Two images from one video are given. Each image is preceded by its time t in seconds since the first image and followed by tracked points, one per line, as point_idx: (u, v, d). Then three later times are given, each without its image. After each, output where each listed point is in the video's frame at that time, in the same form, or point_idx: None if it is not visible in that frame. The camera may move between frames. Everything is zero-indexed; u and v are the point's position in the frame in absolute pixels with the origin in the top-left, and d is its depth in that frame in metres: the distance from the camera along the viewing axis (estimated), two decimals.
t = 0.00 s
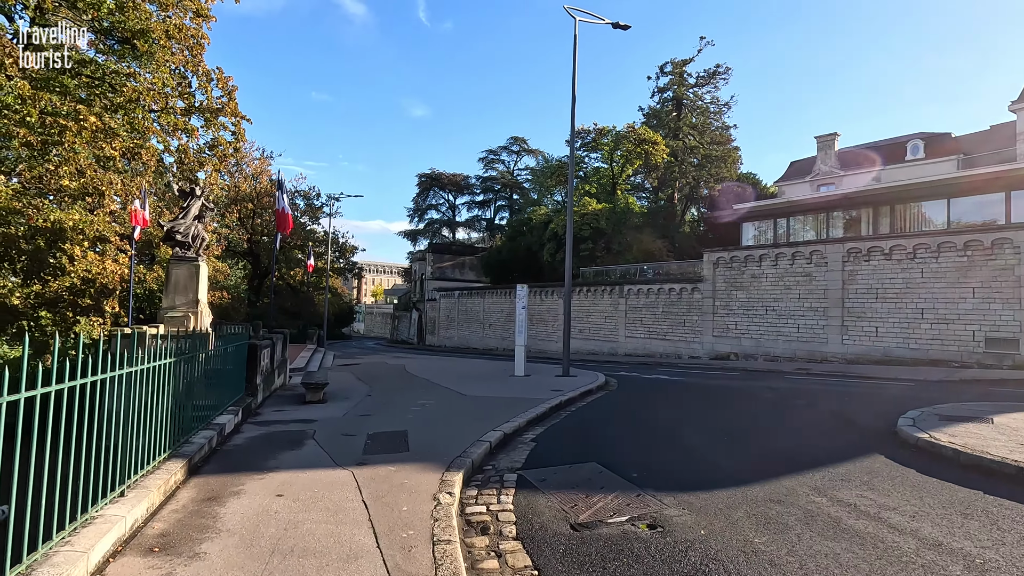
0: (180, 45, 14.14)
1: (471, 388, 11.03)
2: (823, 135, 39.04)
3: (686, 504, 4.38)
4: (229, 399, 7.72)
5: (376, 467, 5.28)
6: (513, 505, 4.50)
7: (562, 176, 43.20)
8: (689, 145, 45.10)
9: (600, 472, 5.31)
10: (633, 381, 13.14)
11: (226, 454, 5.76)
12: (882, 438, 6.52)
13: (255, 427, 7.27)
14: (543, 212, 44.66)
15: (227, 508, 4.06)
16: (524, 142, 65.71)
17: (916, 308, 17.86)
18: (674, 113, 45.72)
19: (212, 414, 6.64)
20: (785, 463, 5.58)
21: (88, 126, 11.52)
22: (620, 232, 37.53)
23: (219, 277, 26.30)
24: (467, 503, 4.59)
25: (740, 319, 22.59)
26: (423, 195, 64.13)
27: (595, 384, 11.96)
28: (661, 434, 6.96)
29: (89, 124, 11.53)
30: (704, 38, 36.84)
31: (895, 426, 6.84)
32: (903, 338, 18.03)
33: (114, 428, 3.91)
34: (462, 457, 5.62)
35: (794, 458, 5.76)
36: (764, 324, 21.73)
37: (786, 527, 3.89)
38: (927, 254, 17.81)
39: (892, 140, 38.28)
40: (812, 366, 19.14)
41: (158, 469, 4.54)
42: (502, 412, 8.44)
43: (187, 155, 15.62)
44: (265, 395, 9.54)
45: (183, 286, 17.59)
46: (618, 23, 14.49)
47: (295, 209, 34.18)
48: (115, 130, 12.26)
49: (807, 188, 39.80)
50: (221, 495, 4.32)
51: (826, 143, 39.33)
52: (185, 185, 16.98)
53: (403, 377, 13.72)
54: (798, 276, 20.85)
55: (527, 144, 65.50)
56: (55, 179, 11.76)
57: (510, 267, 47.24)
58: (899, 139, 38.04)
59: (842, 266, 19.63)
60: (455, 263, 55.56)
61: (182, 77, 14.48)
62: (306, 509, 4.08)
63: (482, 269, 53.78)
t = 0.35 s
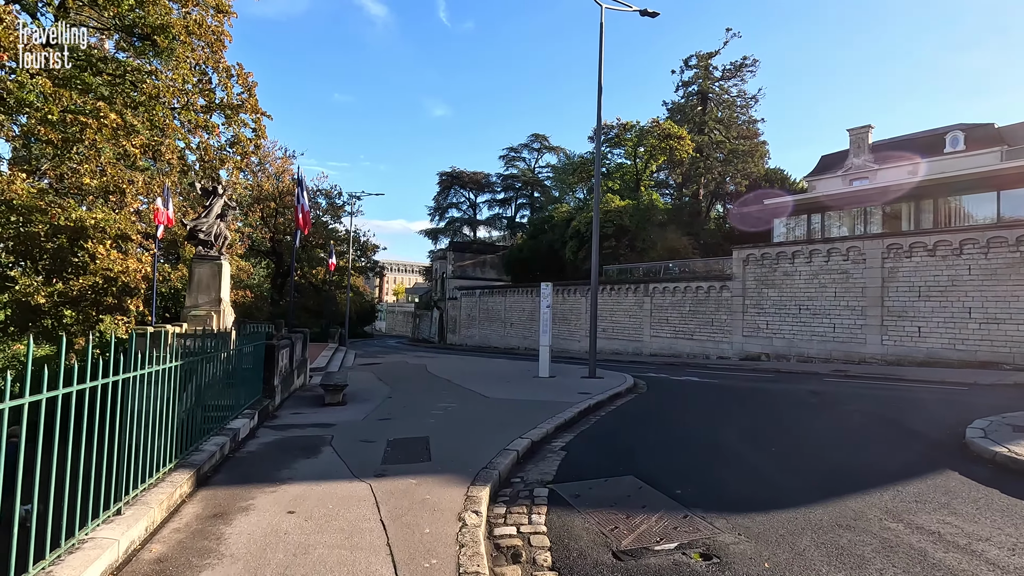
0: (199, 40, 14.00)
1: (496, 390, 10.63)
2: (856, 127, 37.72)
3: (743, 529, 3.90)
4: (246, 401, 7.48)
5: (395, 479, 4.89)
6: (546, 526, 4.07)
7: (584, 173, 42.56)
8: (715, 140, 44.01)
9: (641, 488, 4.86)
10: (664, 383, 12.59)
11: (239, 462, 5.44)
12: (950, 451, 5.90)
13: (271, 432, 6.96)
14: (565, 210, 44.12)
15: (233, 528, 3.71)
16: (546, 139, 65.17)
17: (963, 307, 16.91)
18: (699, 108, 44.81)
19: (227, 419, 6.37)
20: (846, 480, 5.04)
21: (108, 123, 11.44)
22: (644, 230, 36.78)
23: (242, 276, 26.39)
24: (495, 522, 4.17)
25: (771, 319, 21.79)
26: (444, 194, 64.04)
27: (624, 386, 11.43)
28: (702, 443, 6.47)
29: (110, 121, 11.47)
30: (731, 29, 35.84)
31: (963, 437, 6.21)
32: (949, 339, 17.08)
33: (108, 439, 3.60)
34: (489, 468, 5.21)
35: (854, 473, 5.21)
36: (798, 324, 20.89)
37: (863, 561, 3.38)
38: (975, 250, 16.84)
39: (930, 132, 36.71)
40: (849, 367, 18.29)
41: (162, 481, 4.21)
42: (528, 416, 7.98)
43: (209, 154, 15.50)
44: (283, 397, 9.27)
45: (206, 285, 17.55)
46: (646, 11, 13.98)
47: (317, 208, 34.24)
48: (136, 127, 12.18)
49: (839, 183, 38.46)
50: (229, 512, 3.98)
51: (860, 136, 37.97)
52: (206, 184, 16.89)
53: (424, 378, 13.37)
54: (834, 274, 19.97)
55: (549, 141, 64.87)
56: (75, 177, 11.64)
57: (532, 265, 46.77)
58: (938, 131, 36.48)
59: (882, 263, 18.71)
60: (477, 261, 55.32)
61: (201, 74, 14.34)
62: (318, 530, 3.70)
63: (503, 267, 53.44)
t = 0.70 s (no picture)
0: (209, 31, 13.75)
1: (513, 390, 10.15)
2: (883, 120, 36.60)
3: (805, 555, 3.39)
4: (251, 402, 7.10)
5: (406, 490, 4.45)
6: (575, 547, 3.60)
7: (601, 169, 41.91)
8: (735, 134, 43.04)
9: (679, 502, 4.37)
10: (689, 384, 12.04)
11: (239, 468, 5.06)
12: (1021, 463, 5.31)
13: (277, 434, 6.59)
14: (581, 207, 43.51)
15: (221, 549, 3.30)
16: (562, 135, 64.54)
17: (1004, 304, 16.05)
18: (719, 101, 43.89)
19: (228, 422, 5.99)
20: (910, 495, 4.51)
21: (116, 116, 11.19)
22: (663, 226, 36.06)
23: (257, 274, 26.29)
24: (517, 542, 3.71)
25: (797, 317, 21.02)
26: (459, 191, 63.74)
27: (647, 387, 10.90)
28: (740, 452, 5.98)
29: (120, 113, 11.24)
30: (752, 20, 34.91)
31: None
32: (989, 338, 16.22)
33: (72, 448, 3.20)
34: (509, 478, 4.76)
35: (918, 487, 4.67)
36: (825, 322, 20.12)
37: None
38: (1017, 244, 15.97)
39: (962, 124, 35.31)
40: (881, 368, 17.50)
41: (147, 493, 3.80)
42: (548, 419, 7.51)
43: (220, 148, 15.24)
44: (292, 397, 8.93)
45: (219, 283, 17.34)
46: None
47: (332, 205, 34.11)
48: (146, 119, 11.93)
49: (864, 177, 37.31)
50: (219, 529, 3.57)
51: (887, 129, 36.79)
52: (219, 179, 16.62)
53: (439, 377, 12.96)
54: (864, 270, 19.17)
55: (564, 137, 64.23)
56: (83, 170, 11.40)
57: (548, 263, 46.21)
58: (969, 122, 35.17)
59: (916, 259, 17.88)
60: (492, 259, 54.94)
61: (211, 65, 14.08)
62: (316, 552, 3.27)
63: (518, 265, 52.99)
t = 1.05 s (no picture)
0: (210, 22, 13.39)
1: (525, 394, 9.71)
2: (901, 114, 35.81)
3: None
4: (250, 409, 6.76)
5: (411, 514, 4.00)
6: None
7: (610, 165, 41.28)
8: (747, 130, 42.30)
9: (719, 528, 3.91)
10: (708, 387, 11.54)
11: (230, 486, 4.63)
12: None
13: (275, 444, 6.16)
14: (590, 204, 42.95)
15: None
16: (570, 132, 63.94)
17: None
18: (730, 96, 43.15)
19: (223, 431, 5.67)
20: (979, 522, 4.03)
21: (114, 109, 10.82)
22: (674, 223, 35.45)
23: (263, 272, 25.99)
24: None
25: (815, 316, 20.40)
26: (466, 189, 63.30)
27: (666, 390, 10.39)
28: (777, 466, 5.55)
29: (118, 106, 10.86)
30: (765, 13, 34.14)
31: None
32: (1020, 338, 15.56)
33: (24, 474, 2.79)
34: (526, 498, 4.31)
35: (986, 513, 4.20)
36: (845, 322, 19.51)
37: None
38: None
39: (982, 117, 34.44)
40: (905, 369, 16.88)
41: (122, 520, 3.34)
42: (564, 427, 7.04)
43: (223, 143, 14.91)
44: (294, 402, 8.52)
45: (224, 281, 16.99)
46: None
47: (339, 203, 33.78)
48: (146, 113, 11.56)
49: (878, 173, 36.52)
50: (198, 566, 3.13)
51: (905, 123, 35.97)
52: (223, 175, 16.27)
53: (447, 379, 12.52)
54: (887, 267, 18.51)
55: (572, 133, 63.59)
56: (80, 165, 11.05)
57: (556, 261, 45.69)
58: (991, 115, 34.02)
59: (941, 256, 17.21)
60: (500, 257, 54.52)
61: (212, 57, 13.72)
62: None
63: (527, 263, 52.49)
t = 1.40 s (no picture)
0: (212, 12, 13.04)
1: (538, 395, 9.25)
2: (918, 107, 35.00)
3: None
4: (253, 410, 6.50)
5: (422, 535, 3.55)
6: None
7: (620, 161, 40.66)
8: (759, 125, 41.59)
9: (774, 556, 3.43)
10: (729, 389, 11.03)
11: (221, 500, 4.19)
12: None
13: (274, 451, 5.73)
14: (599, 201, 42.40)
15: None
16: (578, 129, 63.39)
17: None
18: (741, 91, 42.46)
19: (223, 433, 5.42)
20: None
21: (111, 99, 10.41)
22: (685, 220, 34.86)
23: (269, 269, 25.66)
24: None
25: (834, 314, 19.80)
26: (474, 187, 62.90)
27: (686, 391, 9.91)
28: (821, 482, 5.06)
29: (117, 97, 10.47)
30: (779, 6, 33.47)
31: None
32: None
33: None
34: (551, 517, 3.86)
35: None
36: (865, 320, 18.90)
37: None
38: None
39: (1004, 110, 33.45)
40: (930, 369, 16.28)
41: (89, 547, 2.90)
42: (585, 431, 6.58)
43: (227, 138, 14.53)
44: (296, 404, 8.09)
45: (229, 279, 16.67)
46: None
47: (346, 200, 33.43)
48: (146, 104, 11.15)
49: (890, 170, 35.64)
50: None
51: (922, 117, 35.14)
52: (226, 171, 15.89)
53: (457, 379, 12.08)
54: (911, 264, 17.88)
55: (580, 130, 62.95)
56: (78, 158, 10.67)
57: (565, 259, 45.15)
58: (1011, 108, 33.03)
59: (969, 252, 16.56)
60: (508, 255, 54.11)
61: (214, 46, 13.36)
62: None
63: (535, 261, 52.03)
